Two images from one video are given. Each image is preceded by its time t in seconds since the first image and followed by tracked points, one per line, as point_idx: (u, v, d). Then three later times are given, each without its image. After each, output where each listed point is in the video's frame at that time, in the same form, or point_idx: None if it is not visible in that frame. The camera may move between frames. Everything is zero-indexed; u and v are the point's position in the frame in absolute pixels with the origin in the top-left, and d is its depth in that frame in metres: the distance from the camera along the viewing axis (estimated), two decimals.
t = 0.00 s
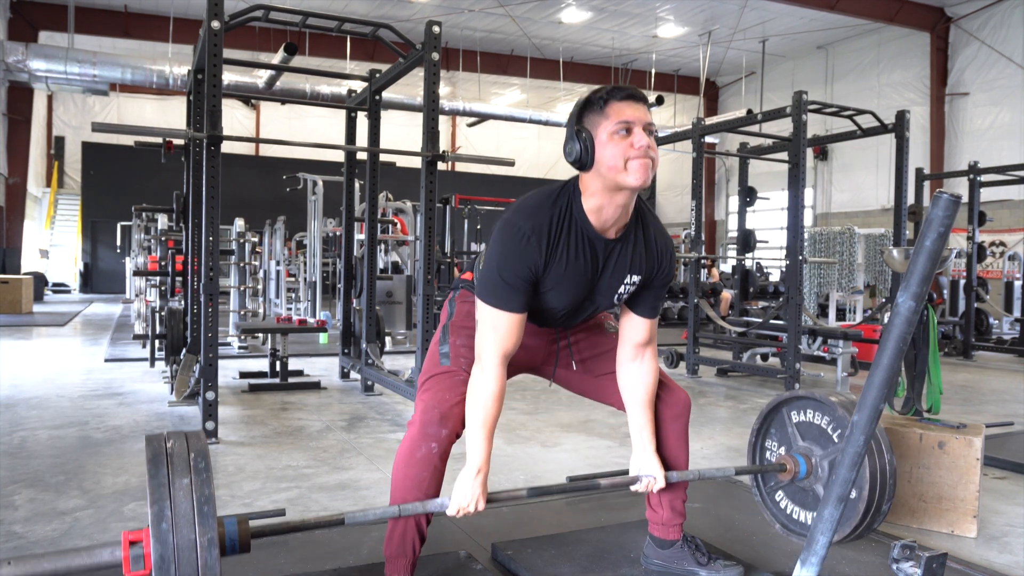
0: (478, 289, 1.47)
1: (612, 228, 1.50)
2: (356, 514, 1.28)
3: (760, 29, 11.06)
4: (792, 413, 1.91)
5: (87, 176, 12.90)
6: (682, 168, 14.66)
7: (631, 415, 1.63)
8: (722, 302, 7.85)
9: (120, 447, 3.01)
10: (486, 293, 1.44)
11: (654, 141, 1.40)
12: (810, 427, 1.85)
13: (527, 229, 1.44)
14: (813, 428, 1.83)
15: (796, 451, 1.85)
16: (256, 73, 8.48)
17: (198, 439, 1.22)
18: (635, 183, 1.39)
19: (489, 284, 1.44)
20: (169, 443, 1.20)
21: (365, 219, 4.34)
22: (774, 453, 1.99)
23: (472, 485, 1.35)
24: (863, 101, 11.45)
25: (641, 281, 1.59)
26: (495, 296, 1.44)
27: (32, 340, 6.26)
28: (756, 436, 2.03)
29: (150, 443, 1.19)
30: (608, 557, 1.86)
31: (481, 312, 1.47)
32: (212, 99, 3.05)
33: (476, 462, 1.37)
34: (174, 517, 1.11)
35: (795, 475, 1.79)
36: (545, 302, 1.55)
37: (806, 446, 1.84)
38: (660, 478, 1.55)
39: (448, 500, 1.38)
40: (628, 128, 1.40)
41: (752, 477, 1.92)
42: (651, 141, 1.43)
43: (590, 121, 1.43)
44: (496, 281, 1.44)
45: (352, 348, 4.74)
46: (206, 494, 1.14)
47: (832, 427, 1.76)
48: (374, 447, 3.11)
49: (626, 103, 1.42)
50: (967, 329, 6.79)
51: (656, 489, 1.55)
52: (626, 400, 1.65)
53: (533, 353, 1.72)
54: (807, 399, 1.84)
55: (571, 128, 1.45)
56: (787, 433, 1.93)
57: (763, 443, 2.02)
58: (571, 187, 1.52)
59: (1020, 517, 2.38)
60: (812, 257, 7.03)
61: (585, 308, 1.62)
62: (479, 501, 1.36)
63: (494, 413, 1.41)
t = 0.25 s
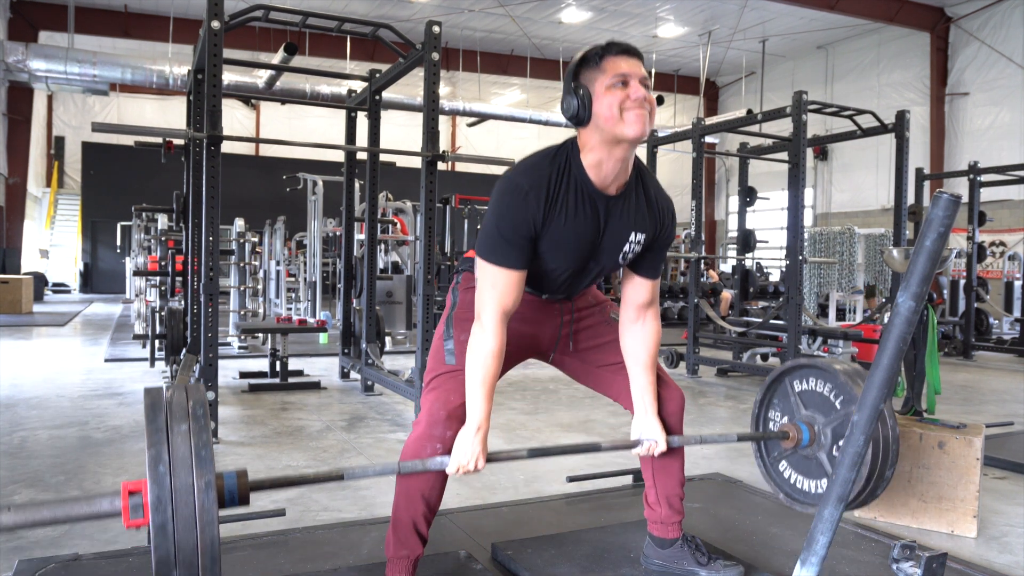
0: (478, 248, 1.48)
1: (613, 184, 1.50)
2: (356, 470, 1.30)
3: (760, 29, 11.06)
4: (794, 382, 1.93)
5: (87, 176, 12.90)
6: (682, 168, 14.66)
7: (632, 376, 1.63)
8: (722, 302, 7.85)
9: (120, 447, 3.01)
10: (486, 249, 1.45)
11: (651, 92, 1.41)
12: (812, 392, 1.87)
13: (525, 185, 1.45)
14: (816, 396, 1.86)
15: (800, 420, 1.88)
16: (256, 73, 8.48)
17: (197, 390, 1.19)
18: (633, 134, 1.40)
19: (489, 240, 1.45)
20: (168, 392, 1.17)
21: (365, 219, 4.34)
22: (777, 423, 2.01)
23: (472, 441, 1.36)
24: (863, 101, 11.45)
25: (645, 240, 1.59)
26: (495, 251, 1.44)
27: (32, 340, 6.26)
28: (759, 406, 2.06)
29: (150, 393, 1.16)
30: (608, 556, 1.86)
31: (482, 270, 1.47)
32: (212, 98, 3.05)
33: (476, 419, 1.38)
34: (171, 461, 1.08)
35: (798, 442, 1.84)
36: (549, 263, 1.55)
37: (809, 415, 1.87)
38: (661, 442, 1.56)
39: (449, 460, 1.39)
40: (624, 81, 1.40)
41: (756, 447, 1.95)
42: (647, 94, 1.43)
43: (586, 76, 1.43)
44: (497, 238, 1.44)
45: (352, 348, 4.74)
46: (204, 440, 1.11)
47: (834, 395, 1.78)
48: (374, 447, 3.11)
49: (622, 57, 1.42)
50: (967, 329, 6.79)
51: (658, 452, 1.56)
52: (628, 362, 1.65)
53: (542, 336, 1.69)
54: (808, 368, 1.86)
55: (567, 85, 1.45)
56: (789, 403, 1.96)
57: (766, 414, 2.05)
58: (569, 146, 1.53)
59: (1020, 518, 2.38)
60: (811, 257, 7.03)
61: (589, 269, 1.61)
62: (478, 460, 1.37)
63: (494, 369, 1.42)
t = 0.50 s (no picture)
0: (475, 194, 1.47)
1: (613, 130, 1.50)
2: (355, 414, 1.38)
3: (760, 29, 11.06)
4: (799, 343, 1.87)
5: (87, 176, 12.90)
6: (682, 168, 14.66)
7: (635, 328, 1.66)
8: (722, 302, 7.85)
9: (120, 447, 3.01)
10: (483, 193, 1.44)
11: (647, 35, 1.44)
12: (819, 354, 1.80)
13: (522, 127, 1.44)
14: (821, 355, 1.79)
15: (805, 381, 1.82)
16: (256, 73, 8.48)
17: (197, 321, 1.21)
18: (632, 75, 1.42)
19: (487, 184, 1.44)
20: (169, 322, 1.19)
21: (365, 219, 4.34)
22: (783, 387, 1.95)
23: (474, 390, 1.36)
24: (863, 101, 11.45)
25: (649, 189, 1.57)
26: (492, 194, 1.43)
27: (32, 340, 6.26)
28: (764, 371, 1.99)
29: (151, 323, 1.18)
30: (608, 556, 1.86)
31: (480, 217, 1.46)
32: (212, 98, 3.05)
33: (477, 367, 1.38)
34: (173, 387, 1.12)
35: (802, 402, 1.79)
36: (550, 214, 1.52)
37: (814, 375, 1.81)
38: (665, 395, 1.55)
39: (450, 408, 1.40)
40: (620, 24, 1.43)
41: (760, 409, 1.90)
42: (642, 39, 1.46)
43: (582, 23, 1.45)
44: (498, 181, 1.43)
45: (352, 348, 4.74)
46: (205, 368, 1.14)
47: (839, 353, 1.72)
48: (374, 447, 3.10)
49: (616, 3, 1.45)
50: (967, 329, 6.79)
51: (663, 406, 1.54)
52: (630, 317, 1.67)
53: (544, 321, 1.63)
54: (812, 327, 1.80)
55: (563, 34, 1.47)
56: (795, 364, 1.89)
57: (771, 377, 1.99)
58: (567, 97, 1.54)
59: (1020, 518, 2.37)
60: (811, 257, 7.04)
61: (593, 221, 1.59)
62: (481, 407, 1.37)
63: (491, 314, 1.42)
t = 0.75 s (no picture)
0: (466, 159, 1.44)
1: (604, 83, 1.49)
2: (356, 363, 1.50)
3: (760, 29, 11.06)
4: (804, 312, 2.09)
5: (87, 176, 12.90)
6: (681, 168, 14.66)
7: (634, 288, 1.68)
8: (722, 302, 7.85)
9: (120, 447, 3.01)
10: (474, 153, 1.42)
11: None
12: (821, 322, 2.02)
13: (507, 83, 1.43)
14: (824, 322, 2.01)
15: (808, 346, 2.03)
16: (256, 73, 8.48)
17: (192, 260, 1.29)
18: (613, 24, 1.46)
19: (476, 144, 1.42)
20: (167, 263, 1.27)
21: (365, 219, 4.34)
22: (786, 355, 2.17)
23: (473, 342, 1.40)
24: (863, 101, 11.44)
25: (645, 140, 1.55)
26: (482, 151, 1.41)
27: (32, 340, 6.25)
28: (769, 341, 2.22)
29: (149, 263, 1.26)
30: (608, 556, 1.85)
31: (472, 178, 1.43)
32: (212, 98, 3.05)
33: (475, 320, 1.41)
34: (168, 324, 1.22)
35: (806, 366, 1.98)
36: (549, 174, 1.47)
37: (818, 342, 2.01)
38: (667, 355, 1.57)
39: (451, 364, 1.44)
40: None
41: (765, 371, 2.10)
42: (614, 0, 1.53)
43: None
44: (487, 132, 1.41)
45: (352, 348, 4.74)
46: (199, 306, 1.24)
47: (841, 318, 1.94)
48: (374, 447, 3.10)
49: None
50: (967, 329, 6.78)
51: (664, 365, 1.57)
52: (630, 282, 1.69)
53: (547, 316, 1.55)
54: (817, 296, 2.02)
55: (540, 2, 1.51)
56: (800, 333, 2.11)
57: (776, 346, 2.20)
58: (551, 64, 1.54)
59: (1020, 518, 2.37)
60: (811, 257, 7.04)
61: (594, 183, 1.51)
62: (480, 360, 1.41)
63: (481, 266, 1.44)
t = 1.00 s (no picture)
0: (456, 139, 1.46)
1: (582, 54, 1.54)
2: (352, 335, 1.48)
3: (760, 29, 11.06)
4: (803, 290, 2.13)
5: (87, 176, 12.91)
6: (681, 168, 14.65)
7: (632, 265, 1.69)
8: (722, 302, 7.85)
9: (120, 447, 3.01)
10: (463, 126, 1.43)
11: None
12: (821, 301, 2.05)
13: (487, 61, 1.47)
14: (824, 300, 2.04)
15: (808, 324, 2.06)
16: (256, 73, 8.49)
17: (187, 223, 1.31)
18: (586, 6, 1.50)
19: (465, 117, 1.44)
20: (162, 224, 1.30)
21: (365, 219, 4.34)
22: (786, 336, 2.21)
23: (469, 310, 1.42)
24: (863, 101, 11.44)
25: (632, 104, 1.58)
26: (472, 120, 1.43)
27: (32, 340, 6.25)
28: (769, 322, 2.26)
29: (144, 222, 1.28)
30: (608, 556, 1.85)
31: (465, 149, 1.44)
32: (212, 98, 3.05)
33: (471, 289, 1.43)
34: (160, 283, 1.24)
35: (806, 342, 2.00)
36: (543, 137, 1.47)
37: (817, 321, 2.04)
38: (666, 328, 1.61)
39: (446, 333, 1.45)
40: None
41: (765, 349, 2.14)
42: None
43: None
44: (473, 107, 1.43)
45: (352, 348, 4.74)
46: (192, 266, 1.25)
47: (840, 295, 1.97)
48: (374, 447, 3.10)
49: None
50: (967, 329, 6.78)
51: (663, 339, 1.60)
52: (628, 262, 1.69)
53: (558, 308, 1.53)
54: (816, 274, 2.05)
55: None
56: (799, 313, 2.15)
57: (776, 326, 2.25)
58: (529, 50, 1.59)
59: (1020, 517, 2.37)
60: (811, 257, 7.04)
61: (592, 141, 1.50)
62: (477, 330, 1.42)
63: (476, 236, 1.44)
